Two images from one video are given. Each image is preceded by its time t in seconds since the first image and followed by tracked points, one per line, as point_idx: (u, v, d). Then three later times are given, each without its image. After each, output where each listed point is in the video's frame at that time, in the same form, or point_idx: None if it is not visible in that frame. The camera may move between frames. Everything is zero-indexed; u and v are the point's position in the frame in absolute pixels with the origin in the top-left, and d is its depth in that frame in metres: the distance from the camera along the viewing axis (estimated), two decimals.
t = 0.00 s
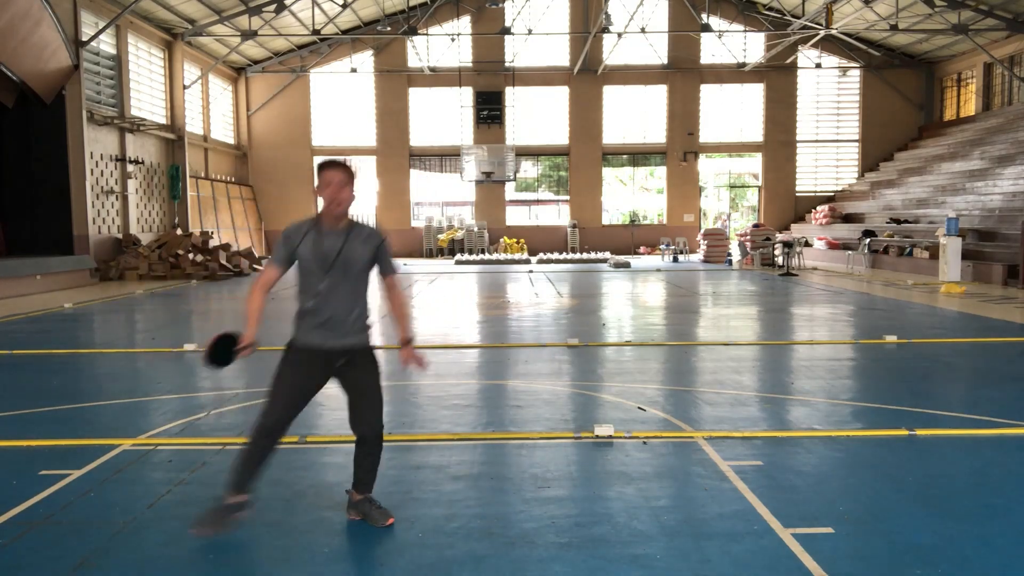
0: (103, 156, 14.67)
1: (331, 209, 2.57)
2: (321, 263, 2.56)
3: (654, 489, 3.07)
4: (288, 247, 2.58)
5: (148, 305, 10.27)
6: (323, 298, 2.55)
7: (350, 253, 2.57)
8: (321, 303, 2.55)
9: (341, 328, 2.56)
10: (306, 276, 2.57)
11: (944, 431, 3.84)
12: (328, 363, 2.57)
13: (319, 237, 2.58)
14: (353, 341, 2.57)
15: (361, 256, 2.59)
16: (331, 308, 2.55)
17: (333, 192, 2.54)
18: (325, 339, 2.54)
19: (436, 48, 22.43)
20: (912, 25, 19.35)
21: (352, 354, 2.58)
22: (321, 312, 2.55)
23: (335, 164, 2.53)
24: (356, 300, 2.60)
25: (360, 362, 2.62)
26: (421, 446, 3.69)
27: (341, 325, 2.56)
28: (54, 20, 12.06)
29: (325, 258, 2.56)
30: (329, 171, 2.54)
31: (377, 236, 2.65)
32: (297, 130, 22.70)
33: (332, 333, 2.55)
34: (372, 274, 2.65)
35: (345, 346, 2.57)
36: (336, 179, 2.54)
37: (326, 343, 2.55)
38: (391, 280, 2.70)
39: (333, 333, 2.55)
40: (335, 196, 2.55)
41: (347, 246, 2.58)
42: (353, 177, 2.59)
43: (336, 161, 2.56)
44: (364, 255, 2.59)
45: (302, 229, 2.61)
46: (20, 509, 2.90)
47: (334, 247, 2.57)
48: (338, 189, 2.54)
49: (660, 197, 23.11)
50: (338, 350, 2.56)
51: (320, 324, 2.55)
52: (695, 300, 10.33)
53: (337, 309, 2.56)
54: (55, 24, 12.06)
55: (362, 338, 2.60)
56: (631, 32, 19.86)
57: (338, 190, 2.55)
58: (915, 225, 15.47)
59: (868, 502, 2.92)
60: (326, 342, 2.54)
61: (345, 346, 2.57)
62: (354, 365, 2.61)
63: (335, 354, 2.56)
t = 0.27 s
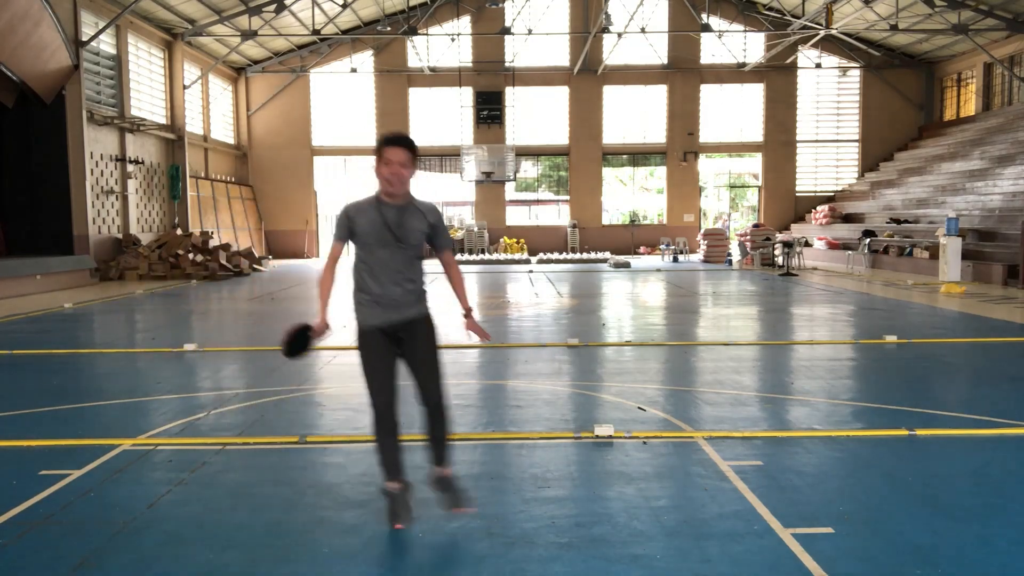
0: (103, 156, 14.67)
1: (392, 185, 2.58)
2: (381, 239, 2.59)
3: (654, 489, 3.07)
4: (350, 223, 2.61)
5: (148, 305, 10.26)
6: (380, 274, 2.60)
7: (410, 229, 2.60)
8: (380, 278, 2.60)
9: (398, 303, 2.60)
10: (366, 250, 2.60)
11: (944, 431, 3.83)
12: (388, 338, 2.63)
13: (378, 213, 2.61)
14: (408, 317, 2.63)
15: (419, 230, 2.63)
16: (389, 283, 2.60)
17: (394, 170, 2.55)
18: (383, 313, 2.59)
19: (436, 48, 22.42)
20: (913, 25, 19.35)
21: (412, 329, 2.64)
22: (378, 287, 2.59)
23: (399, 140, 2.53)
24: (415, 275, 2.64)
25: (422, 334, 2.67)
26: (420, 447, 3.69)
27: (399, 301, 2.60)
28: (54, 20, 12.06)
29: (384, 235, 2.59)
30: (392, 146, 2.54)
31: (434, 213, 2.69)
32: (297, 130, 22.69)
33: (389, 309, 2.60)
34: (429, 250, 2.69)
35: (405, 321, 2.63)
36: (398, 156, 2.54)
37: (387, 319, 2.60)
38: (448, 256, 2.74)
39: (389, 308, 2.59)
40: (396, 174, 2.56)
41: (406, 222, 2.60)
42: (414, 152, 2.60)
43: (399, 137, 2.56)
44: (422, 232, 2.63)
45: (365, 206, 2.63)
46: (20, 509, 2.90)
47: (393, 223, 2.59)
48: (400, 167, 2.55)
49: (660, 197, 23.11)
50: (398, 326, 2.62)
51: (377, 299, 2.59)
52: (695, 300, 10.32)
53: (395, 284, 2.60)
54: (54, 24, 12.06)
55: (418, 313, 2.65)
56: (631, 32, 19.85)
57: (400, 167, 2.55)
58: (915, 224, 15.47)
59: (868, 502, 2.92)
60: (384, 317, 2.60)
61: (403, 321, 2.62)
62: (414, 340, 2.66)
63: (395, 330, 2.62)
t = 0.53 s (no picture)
0: (103, 156, 14.68)
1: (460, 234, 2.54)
2: (452, 289, 2.57)
3: (654, 489, 3.07)
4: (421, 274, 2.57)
5: (148, 305, 10.27)
6: (453, 323, 2.58)
7: (479, 277, 2.57)
8: (452, 327, 2.58)
9: (471, 349, 2.59)
10: (437, 299, 2.59)
11: (944, 431, 3.83)
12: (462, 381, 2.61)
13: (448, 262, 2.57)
14: (482, 362, 2.61)
15: (489, 277, 2.58)
16: (463, 332, 2.58)
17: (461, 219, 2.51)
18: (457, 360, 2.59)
19: (436, 48, 22.42)
20: (913, 25, 19.35)
21: (482, 368, 2.60)
22: (450, 334, 2.59)
23: (463, 188, 2.48)
24: (487, 320, 2.61)
25: (499, 373, 2.62)
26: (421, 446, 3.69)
27: (473, 347, 2.59)
28: (54, 20, 12.06)
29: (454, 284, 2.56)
30: (457, 194, 2.50)
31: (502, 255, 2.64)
32: (297, 130, 22.70)
33: (461, 355, 2.59)
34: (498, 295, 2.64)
35: (477, 365, 2.60)
36: (465, 205, 2.50)
37: (457, 363, 2.59)
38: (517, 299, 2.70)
39: (463, 355, 2.59)
40: (463, 223, 2.51)
41: (476, 269, 2.57)
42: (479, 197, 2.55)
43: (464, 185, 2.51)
44: (491, 279, 2.59)
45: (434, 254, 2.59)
46: (20, 509, 2.91)
47: (463, 271, 2.56)
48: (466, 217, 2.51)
49: (660, 197, 23.11)
50: (470, 369, 2.60)
51: (450, 346, 2.59)
52: (695, 300, 10.32)
53: (469, 331, 2.59)
54: (54, 24, 12.07)
55: (492, 356, 2.62)
56: (631, 32, 19.85)
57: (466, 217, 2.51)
58: (915, 225, 15.47)
59: (868, 502, 2.92)
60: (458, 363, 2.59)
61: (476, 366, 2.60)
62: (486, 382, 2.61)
63: (466, 373, 2.60)
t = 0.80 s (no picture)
0: (103, 156, 14.67)
1: (536, 179, 2.61)
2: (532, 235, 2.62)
3: (654, 489, 3.07)
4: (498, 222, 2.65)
5: (148, 305, 10.27)
6: (535, 270, 2.62)
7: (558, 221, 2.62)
8: (534, 273, 2.62)
9: (554, 295, 2.61)
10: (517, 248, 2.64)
11: (943, 431, 3.83)
12: (544, 332, 2.64)
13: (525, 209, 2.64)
14: (566, 310, 2.62)
15: (568, 222, 2.63)
16: (545, 277, 2.62)
17: (536, 163, 2.59)
18: (539, 309, 2.62)
19: (436, 48, 22.42)
20: (913, 25, 19.35)
21: (564, 326, 2.62)
22: (531, 283, 2.62)
23: (538, 134, 2.58)
24: (569, 268, 2.65)
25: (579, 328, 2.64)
26: (421, 446, 3.69)
27: (556, 293, 2.61)
28: (54, 20, 12.06)
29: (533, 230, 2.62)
30: (533, 141, 2.59)
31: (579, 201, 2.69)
32: (297, 130, 22.70)
33: (544, 302, 2.61)
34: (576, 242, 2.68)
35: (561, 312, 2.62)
36: (539, 149, 2.58)
37: (541, 312, 2.62)
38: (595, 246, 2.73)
39: (546, 302, 2.61)
40: (539, 167, 2.59)
41: (554, 214, 2.62)
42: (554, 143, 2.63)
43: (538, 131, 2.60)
44: (569, 224, 2.63)
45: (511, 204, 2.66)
46: (19, 509, 2.91)
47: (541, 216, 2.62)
48: (541, 160, 2.59)
49: (660, 197, 23.11)
50: (553, 319, 2.62)
51: (533, 296, 2.62)
52: (696, 300, 10.32)
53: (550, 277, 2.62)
54: (55, 24, 12.06)
55: (574, 304, 2.64)
56: (631, 32, 19.85)
57: (541, 161, 2.59)
58: (915, 224, 15.48)
59: (867, 503, 2.92)
60: (540, 312, 2.62)
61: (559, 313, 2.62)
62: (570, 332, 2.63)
63: (549, 323, 2.63)
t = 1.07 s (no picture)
0: (103, 156, 14.67)
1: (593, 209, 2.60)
2: (587, 265, 2.61)
3: (655, 489, 3.07)
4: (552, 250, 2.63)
5: (148, 305, 10.27)
6: (589, 301, 2.62)
7: (613, 253, 2.60)
8: (588, 304, 2.62)
9: (609, 326, 2.61)
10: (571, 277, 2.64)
11: (943, 431, 3.83)
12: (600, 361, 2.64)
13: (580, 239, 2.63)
14: (621, 342, 2.62)
15: (623, 255, 2.62)
16: (599, 309, 2.61)
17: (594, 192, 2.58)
18: (595, 340, 2.61)
19: (436, 48, 22.42)
20: (913, 25, 19.35)
21: (627, 351, 2.62)
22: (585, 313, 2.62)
23: (597, 165, 2.55)
24: (624, 300, 2.64)
25: (638, 356, 2.63)
26: (421, 446, 3.69)
27: (610, 324, 2.61)
28: (54, 20, 12.06)
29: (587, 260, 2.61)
30: (593, 171, 2.56)
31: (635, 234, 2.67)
32: (297, 130, 22.70)
33: (599, 334, 2.61)
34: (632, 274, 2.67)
35: (616, 344, 2.62)
36: (597, 180, 2.56)
37: (596, 344, 2.62)
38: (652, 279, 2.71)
39: (600, 334, 2.61)
40: (596, 198, 2.58)
41: (611, 246, 2.61)
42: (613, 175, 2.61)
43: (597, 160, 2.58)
44: (625, 256, 2.62)
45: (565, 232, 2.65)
46: (19, 509, 2.91)
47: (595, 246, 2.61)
48: (599, 190, 2.57)
49: (660, 197, 23.12)
50: (609, 350, 2.62)
51: (587, 327, 2.61)
52: (696, 300, 10.32)
53: (605, 308, 2.61)
54: (55, 24, 12.06)
55: (630, 337, 2.63)
56: (631, 32, 19.85)
57: (600, 191, 2.57)
58: (915, 224, 15.48)
59: (867, 503, 2.91)
60: (595, 343, 2.61)
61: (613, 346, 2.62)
62: (628, 365, 2.63)
63: (605, 354, 2.63)
